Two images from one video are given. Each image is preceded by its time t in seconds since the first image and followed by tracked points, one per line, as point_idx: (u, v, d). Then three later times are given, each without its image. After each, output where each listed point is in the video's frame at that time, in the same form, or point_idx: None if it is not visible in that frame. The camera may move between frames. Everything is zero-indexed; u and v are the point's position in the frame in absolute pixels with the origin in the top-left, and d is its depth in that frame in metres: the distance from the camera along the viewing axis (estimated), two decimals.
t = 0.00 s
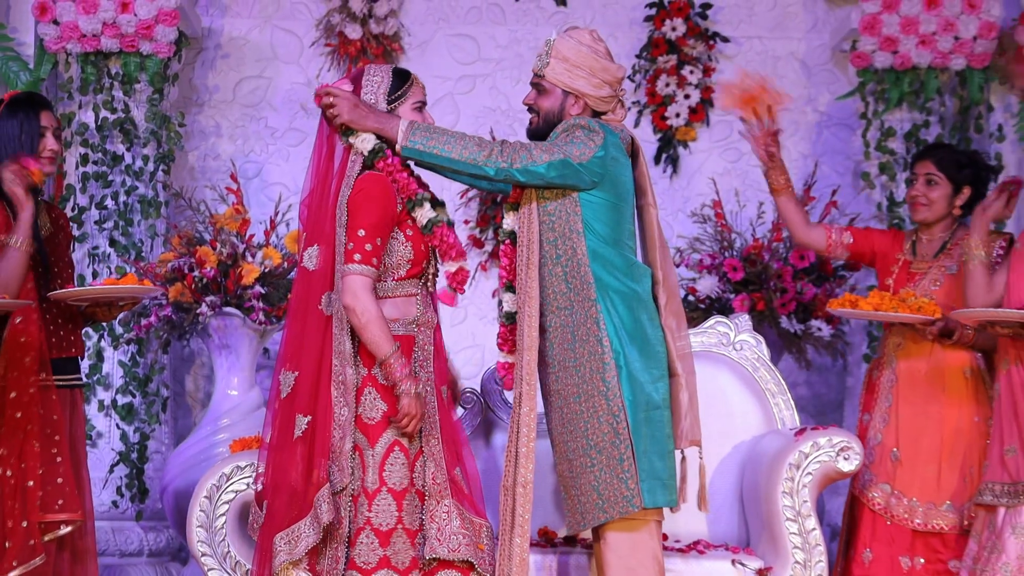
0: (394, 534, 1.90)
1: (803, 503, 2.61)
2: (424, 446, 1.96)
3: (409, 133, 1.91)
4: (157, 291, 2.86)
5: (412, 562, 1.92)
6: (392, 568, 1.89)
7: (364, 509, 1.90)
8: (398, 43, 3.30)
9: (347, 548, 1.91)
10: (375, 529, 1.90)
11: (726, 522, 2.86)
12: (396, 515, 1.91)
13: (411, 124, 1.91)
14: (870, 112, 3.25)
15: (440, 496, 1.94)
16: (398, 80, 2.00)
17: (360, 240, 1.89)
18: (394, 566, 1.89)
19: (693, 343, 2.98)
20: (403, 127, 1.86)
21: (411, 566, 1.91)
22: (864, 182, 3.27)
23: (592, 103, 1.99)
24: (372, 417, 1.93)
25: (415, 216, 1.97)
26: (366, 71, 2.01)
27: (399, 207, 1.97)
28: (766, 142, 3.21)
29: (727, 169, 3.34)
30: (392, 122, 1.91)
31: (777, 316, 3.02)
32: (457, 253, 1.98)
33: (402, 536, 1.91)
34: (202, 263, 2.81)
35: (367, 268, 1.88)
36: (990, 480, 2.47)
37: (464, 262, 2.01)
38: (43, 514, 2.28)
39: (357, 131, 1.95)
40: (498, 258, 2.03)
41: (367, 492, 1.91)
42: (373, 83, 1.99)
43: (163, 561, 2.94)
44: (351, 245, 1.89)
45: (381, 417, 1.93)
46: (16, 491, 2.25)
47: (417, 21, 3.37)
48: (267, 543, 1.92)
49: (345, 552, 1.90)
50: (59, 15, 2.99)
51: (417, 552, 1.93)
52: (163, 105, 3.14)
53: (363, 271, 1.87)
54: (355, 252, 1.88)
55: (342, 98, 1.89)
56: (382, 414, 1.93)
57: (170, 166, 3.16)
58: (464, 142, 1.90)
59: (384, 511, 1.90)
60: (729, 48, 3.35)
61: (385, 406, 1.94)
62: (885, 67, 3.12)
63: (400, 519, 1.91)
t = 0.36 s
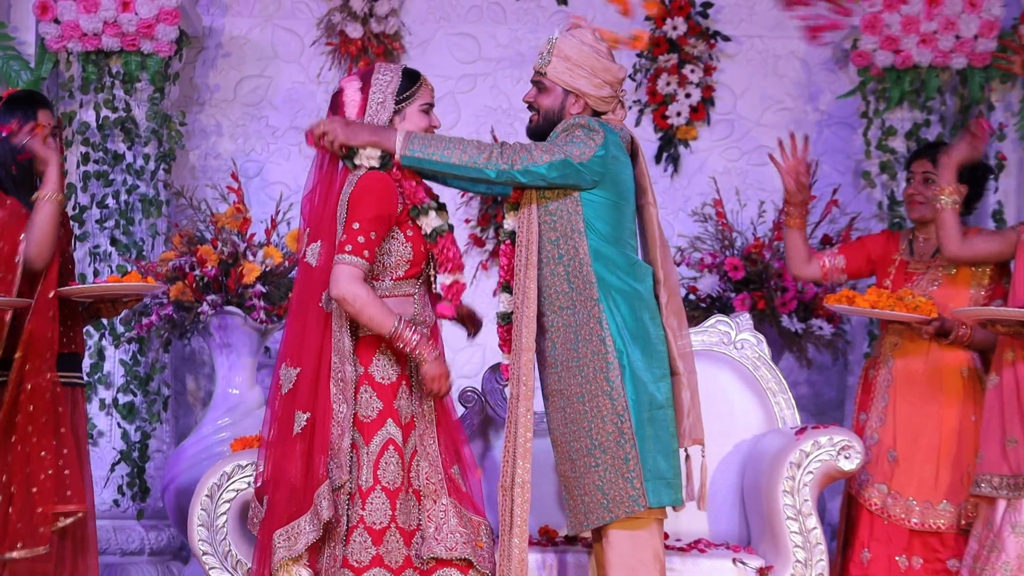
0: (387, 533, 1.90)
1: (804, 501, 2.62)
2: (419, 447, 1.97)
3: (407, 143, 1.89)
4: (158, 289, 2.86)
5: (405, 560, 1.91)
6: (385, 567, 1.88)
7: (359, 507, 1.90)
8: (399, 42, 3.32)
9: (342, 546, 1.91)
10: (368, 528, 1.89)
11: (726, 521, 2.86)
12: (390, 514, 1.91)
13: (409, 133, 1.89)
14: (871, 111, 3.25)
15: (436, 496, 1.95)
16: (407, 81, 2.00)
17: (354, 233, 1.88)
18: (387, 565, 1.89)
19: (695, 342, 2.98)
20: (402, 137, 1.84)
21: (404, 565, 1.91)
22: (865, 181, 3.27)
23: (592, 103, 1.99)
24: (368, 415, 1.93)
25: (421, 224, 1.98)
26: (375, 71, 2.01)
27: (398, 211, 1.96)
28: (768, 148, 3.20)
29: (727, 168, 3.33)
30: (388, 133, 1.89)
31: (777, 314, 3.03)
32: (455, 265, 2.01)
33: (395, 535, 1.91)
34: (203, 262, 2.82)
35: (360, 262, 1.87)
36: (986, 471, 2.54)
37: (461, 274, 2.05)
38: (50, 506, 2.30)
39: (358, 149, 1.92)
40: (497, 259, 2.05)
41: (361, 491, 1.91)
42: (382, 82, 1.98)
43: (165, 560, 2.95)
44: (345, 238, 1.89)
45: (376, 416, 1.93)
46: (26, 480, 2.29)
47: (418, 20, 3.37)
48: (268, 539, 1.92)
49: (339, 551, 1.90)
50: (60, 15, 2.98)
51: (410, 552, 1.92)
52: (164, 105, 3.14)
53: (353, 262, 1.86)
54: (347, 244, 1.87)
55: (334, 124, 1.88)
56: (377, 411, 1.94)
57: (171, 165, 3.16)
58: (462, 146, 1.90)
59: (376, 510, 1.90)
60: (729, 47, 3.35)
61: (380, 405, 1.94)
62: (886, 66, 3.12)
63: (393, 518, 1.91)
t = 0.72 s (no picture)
0: (381, 528, 1.94)
1: (800, 497, 2.66)
2: (416, 443, 2.02)
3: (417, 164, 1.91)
4: (164, 290, 2.89)
5: (399, 555, 1.95)
6: (379, 561, 1.92)
7: (353, 502, 1.95)
8: (401, 44, 3.33)
9: (335, 539, 1.96)
10: (361, 523, 1.93)
11: (724, 517, 2.91)
12: (383, 509, 1.95)
13: (418, 155, 1.91)
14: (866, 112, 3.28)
15: (433, 491, 2.00)
16: (419, 85, 2.07)
17: (356, 227, 1.92)
18: (379, 560, 1.92)
19: (693, 341, 3.03)
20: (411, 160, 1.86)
21: (397, 560, 1.94)
22: (861, 182, 3.31)
23: (591, 103, 2.03)
24: (364, 411, 1.98)
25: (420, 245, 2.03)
26: (388, 73, 2.07)
27: (404, 209, 2.03)
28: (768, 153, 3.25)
29: (725, 168, 3.37)
30: (402, 150, 1.92)
31: (774, 313, 3.07)
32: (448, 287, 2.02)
33: (389, 530, 1.94)
34: (208, 261, 2.86)
35: (362, 252, 1.90)
36: (980, 463, 2.61)
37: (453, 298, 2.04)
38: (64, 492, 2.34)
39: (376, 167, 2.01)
40: (501, 262, 2.09)
41: (355, 486, 1.96)
42: (394, 85, 2.05)
43: (171, 554, 3.00)
44: (349, 233, 1.93)
45: (371, 412, 1.99)
46: (39, 468, 2.33)
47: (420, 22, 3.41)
48: (268, 530, 1.96)
49: (333, 544, 1.95)
50: (67, 17, 3.01)
51: (405, 547, 1.96)
52: (170, 106, 3.18)
53: (355, 255, 1.90)
54: (350, 239, 1.91)
55: (353, 148, 1.92)
56: (372, 408, 1.99)
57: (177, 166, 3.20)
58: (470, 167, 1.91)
59: (370, 505, 1.94)
60: (728, 48, 3.39)
61: (376, 402, 1.99)
62: (882, 68, 3.15)
63: (386, 514, 1.95)
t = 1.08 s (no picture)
0: (373, 523, 1.98)
1: (797, 492, 2.71)
2: (412, 439, 2.07)
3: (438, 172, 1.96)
4: (168, 287, 2.92)
5: (393, 549, 2.00)
6: (371, 555, 1.97)
7: (346, 496, 2.00)
8: (403, 45, 3.38)
9: (330, 533, 2.01)
10: (355, 517, 1.98)
11: (721, 512, 2.96)
12: (376, 504, 1.99)
13: (443, 162, 1.96)
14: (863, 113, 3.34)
15: (429, 487, 2.06)
16: (428, 86, 2.12)
17: (369, 223, 1.98)
18: (372, 554, 1.97)
19: (691, 337, 3.05)
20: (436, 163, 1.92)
21: (389, 554, 1.99)
22: (857, 181, 3.35)
23: (596, 99, 2.09)
24: (360, 407, 2.02)
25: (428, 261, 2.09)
26: (397, 73, 2.12)
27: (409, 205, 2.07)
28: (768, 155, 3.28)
29: (722, 168, 3.41)
30: (429, 151, 1.99)
31: (771, 310, 3.09)
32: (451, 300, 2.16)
33: (382, 524, 1.99)
34: (212, 259, 2.90)
35: (376, 246, 1.97)
36: (977, 465, 2.68)
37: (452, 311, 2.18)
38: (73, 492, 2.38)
39: (404, 163, 2.05)
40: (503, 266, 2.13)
41: (350, 481, 2.00)
42: (403, 87, 2.09)
43: (175, 548, 3.03)
44: (361, 230, 1.99)
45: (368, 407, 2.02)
46: (55, 465, 2.37)
47: (422, 23, 3.44)
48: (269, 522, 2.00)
49: (328, 538, 2.00)
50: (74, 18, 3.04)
51: (398, 541, 2.01)
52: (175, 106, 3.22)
53: (371, 249, 1.96)
54: (364, 235, 1.98)
55: (384, 140, 1.99)
56: (369, 404, 2.02)
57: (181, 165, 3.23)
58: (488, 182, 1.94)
59: (364, 500, 1.99)
60: (726, 49, 3.42)
61: (372, 398, 2.03)
62: (877, 68, 3.18)
63: (379, 509, 1.99)
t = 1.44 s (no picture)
0: (371, 512, 2.06)
1: (789, 481, 2.80)
2: (411, 431, 2.16)
3: (466, 188, 2.09)
4: (177, 281, 3.04)
5: (390, 538, 2.08)
6: (368, 543, 2.04)
7: (347, 485, 2.07)
8: (405, 46, 3.46)
9: (330, 520, 2.08)
10: (354, 507, 2.05)
11: (715, 501, 3.06)
12: (375, 494, 2.07)
13: (471, 177, 2.08)
14: (854, 112, 3.38)
15: (427, 478, 2.15)
16: (433, 86, 2.20)
17: (386, 217, 2.08)
18: (370, 542, 2.05)
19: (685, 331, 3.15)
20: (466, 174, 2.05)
21: (386, 543, 2.07)
22: (849, 178, 3.41)
23: (604, 98, 2.21)
24: (363, 398, 2.10)
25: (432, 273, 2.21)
26: (404, 73, 2.20)
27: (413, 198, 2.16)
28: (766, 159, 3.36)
29: (717, 166, 3.48)
30: (457, 167, 2.09)
31: (765, 305, 3.17)
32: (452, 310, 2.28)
33: (380, 514, 2.07)
34: (219, 255, 2.98)
35: (398, 238, 2.06)
36: (962, 458, 2.75)
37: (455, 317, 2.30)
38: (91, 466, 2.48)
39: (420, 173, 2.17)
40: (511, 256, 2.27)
41: (351, 470, 2.08)
42: (409, 87, 2.17)
43: (185, 536, 3.06)
44: (378, 224, 2.08)
45: (370, 399, 2.11)
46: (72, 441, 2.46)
47: (424, 24, 3.51)
48: (273, 508, 2.08)
49: (328, 526, 2.08)
50: (83, 19, 3.11)
51: (395, 529, 2.09)
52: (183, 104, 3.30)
53: (392, 242, 2.05)
54: (384, 229, 2.07)
55: (417, 149, 2.08)
56: (371, 396, 2.11)
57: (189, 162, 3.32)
58: (507, 195, 2.08)
59: (363, 490, 2.06)
60: (721, 50, 3.49)
61: (375, 389, 2.11)
62: (869, 68, 3.24)
63: (378, 498, 2.07)
